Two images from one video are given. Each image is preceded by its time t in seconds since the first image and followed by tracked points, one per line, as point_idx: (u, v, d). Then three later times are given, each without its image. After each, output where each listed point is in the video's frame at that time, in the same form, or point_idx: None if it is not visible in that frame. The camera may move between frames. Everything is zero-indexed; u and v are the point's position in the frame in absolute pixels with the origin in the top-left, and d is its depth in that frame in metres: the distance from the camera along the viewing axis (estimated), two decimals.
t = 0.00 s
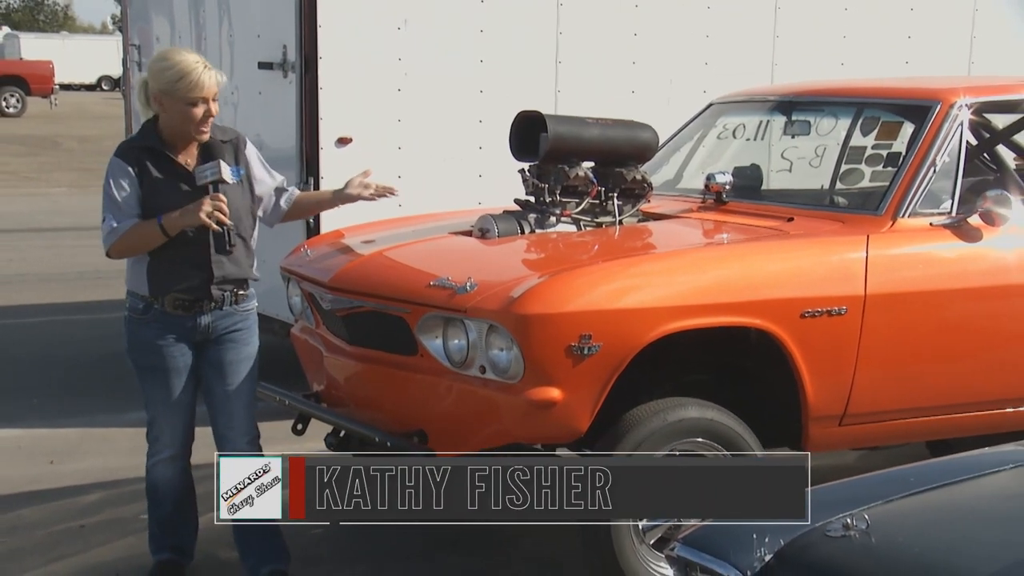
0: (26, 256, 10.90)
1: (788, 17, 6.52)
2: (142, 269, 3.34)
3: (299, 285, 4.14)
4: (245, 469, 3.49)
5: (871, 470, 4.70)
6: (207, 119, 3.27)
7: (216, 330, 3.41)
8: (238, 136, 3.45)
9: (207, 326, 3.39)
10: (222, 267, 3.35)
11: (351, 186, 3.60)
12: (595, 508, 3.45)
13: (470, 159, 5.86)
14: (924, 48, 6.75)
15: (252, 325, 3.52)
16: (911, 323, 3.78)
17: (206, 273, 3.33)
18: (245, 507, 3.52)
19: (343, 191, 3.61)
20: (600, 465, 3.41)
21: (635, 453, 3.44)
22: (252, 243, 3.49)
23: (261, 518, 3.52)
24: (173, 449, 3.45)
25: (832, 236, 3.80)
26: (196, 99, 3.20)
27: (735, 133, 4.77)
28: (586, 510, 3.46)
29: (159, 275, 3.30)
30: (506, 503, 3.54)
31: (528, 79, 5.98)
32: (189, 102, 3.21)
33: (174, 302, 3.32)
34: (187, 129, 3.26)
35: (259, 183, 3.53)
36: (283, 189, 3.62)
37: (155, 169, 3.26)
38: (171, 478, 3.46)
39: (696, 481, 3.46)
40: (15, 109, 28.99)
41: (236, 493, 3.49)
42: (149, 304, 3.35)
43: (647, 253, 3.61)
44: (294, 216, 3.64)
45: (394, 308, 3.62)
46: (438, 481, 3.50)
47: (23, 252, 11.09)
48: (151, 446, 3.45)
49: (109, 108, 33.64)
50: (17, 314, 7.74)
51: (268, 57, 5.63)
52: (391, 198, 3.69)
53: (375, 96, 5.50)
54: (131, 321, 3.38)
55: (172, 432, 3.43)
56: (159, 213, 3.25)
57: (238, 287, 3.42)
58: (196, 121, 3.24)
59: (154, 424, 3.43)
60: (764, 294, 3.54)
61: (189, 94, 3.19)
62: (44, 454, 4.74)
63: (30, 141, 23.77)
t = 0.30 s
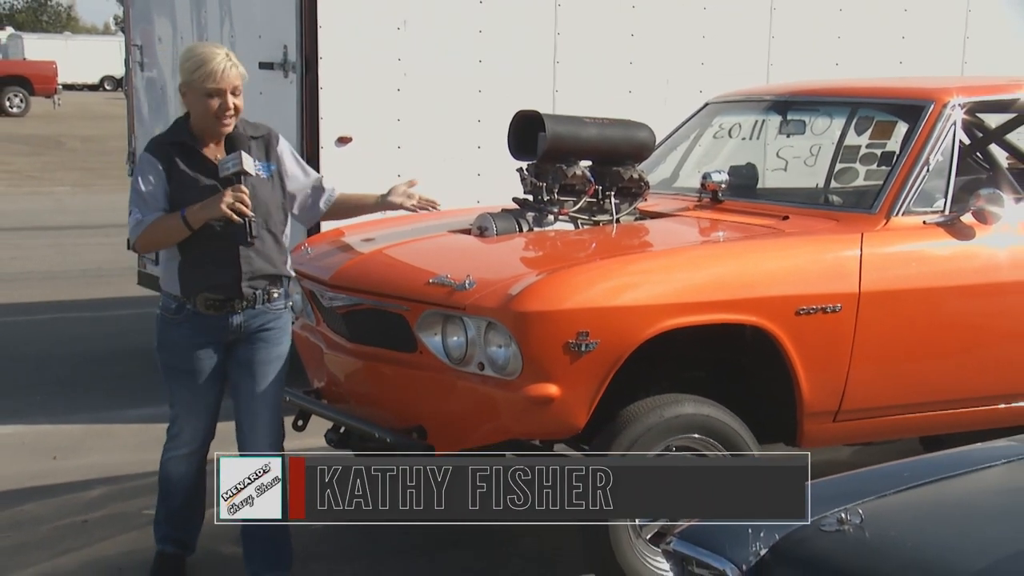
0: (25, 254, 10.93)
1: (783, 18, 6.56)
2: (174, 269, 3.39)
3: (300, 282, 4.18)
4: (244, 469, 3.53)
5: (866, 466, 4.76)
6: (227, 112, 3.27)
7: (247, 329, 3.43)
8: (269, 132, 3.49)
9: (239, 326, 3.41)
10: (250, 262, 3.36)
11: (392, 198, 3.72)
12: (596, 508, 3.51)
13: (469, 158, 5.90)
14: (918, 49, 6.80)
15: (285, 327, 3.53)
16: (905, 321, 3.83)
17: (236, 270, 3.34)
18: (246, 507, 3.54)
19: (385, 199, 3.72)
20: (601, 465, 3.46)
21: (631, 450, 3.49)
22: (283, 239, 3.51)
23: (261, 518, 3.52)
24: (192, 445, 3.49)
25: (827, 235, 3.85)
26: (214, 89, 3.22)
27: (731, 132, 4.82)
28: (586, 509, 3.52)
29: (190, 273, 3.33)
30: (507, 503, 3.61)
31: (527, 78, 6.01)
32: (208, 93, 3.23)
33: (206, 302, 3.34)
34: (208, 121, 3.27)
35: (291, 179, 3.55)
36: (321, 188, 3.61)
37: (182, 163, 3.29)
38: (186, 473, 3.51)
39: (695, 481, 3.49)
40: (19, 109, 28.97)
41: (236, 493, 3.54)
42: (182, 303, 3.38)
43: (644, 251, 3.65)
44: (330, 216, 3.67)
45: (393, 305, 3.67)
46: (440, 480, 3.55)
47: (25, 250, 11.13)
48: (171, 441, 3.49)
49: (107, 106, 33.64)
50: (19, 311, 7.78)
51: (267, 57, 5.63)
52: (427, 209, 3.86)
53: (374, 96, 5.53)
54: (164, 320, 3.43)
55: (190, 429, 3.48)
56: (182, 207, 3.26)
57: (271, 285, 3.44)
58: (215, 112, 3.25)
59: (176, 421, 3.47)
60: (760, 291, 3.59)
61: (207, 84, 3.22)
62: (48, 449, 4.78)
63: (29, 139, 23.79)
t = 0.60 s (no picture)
0: (20, 250, 10.95)
1: (774, 17, 6.62)
2: (197, 263, 3.37)
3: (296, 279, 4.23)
4: (244, 469, 3.53)
5: (857, 460, 4.81)
6: (237, 104, 3.26)
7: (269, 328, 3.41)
8: (301, 129, 3.45)
9: (261, 324, 3.39)
10: (273, 258, 3.34)
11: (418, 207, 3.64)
12: (596, 507, 3.52)
13: (463, 155, 5.94)
14: (907, 48, 6.87)
15: (306, 326, 3.52)
16: (894, 316, 3.88)
17: (257, 266, 3.32)
18: (245, 507, 3.54)
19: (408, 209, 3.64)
20: (601, 465, 3.49)
21: (622, 444, 3.55)
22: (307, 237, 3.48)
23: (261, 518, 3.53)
24: (209, 442, 3.49)
25: (818, 232, 3.90)
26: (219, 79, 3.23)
27: (723, 130, 4.87)
28: (586, 509, 3.54)
29: (212, 268, 3.31)
30: (507, 503, 3.61)
31: (521, 77, 6.06)
32: (218, 84, 3.24)
33: (229, 299, 3.31)
34: (222, 112, 3.27)
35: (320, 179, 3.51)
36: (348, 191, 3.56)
37: (205, 156, 3.27)
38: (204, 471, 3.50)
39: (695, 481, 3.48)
40: (19, 108, 28.96)
41: (236, 493, 3.54)
42: (205, 299, 3.36)
43: (637, 247, 3.70)
44: (357, 221, 3.63)
45: (390, 302, 3.72)
46: (440, 480, 3.59)
47: (24, 247, 11.17)
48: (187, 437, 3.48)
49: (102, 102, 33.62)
50: (16, 307, 7.82)
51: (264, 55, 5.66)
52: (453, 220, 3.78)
53: (370, 95, 5.57)
54: (188, 314, 3.41)
55: (210, 426, 3.46)
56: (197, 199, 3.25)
57: (297, 284, 3.42)
58: (224, 102, 3.25)
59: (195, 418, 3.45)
60: (751, 287, 3.64)
61: (213, 75, 3.23)
62: (47, 444, 4.82)
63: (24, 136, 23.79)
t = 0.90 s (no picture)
0: (18, 248, 11.00)
1: (765, 18, 6.66)
2: (212, 263, 3.32)
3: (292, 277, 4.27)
4: (245, 469, 3.39)
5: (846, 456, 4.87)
6: (267, 104, 3.21)
7: (283, 327, 3.39)
8: (314, 132, 3.41)
9: (275, 324, 3.36)
10: (289, 258, 3.30)
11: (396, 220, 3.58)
12: (597, 508, 3.54)
13: (458, 155, 5.99)
14: (897, 49, 6.91)
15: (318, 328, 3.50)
16: (883, 314, 3.94)
17: (274, 267, 3.28)
18: (245, 507, 3.43)
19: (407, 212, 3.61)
20: (600, 465, 3.53)
21: (617, 439, 3.60)
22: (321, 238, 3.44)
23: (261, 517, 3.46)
24: (232, 447, 3.35)
25: (809, 231, 3.95)
26: (252, 81, 3.16)
27: (715, 130, 4.91)
28: (586, 509, 3.56)
29: (228, 268, 3.26)
30: (507, 503, 3.63)
31: (514, 77, 6.10)
32: (246, 86, 3.18)
33: (245, 297, 3.28)
34: (250, 114, 3.21)
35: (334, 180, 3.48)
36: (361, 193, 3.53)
37: (222, 158, 3.23)
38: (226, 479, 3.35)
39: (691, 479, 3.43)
40: (18, 108, 28.96)
41: (236, 493, 3.39)
42: (220, 297, 3.31)
43: (630, 246, 3.75)
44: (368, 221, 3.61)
45: (385, 300, 3.77)
46: (440, 480, 3.64)
47: (23, 245, 11.22)
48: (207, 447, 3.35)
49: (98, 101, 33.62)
50: (15, 305, 7.86)
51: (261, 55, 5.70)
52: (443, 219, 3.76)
53: (365, 95, 5.62)
54: (201, 314, 3.34)
55: (231, 429, 3.33)
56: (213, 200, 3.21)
57: (310, 286, 3.39)
58: (254, 105, 3.19)
59: (214, 421, 3.33)
60: (742, 285, 3.69)
61: (244, 77, 3.16)
62: (47, 441, 4.85)
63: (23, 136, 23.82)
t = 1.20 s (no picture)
0: (14, 247, 11.03)
1: (754, 19, 6.72)
2: (214, 265, 3.28)
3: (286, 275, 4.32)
4: (244, 469, 3.36)
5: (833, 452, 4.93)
6: (263, 108, 3.23)
7: (282, 328, 3.40)
8: (313, 133, 3.46)
9: (276, 323, 3.37)
10: (295, 260, 3.32)
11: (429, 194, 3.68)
12: (597, 508, 3.50)
13: (450, 155, 6.04)
14: (883, 49, 6.98)
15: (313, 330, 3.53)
16: (870, 311, 4.00)
17: (281, 267, 3.30)
18: (245, 508, 3.39)
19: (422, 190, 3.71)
20: (601, 467, 3.50)
21: (608, 435, 3.66)
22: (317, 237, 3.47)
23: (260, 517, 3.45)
24: (235, 448, 3.33)
25: (796, 229, 4.01)
26: (242, 83, 3.19)
27: (704, 130, 4.97)
28: (585, 509, 3.54)
29: (234, 268, 3.25)
30: (506, 503, 3.58)
31: (505, 77, 6.15)
32: (242, 88, 3.20)
33: (250, 296, 3.27)
34: (242, 117, 3.23)
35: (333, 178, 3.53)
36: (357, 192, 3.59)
37: (224, 158, 3.22)
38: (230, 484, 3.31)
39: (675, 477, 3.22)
40: (14, 108, 28.90)
41: (236, 493, 3.34)
42: (222, 298, 3.29)
43: (619, 245, 3.80)
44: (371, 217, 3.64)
45: (378, 298, 3.82)
46: (440, 481, 3.60)
47: (20, 244, 11.25)
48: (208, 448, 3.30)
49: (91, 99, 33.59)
50: (12, 304, 7.89)
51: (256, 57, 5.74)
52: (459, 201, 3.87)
53: (358, 95, 5.66)
54: (200, 315, 3.30)
55: (235, 430, 3.32)
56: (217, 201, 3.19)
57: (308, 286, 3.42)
58: (245, 107, 3.21)
59: (218, 423, 3.30)
60: (730, 283, 3.75)
61: (236, 79, 3.19)
62: (43, 438, 4.89)
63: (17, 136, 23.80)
